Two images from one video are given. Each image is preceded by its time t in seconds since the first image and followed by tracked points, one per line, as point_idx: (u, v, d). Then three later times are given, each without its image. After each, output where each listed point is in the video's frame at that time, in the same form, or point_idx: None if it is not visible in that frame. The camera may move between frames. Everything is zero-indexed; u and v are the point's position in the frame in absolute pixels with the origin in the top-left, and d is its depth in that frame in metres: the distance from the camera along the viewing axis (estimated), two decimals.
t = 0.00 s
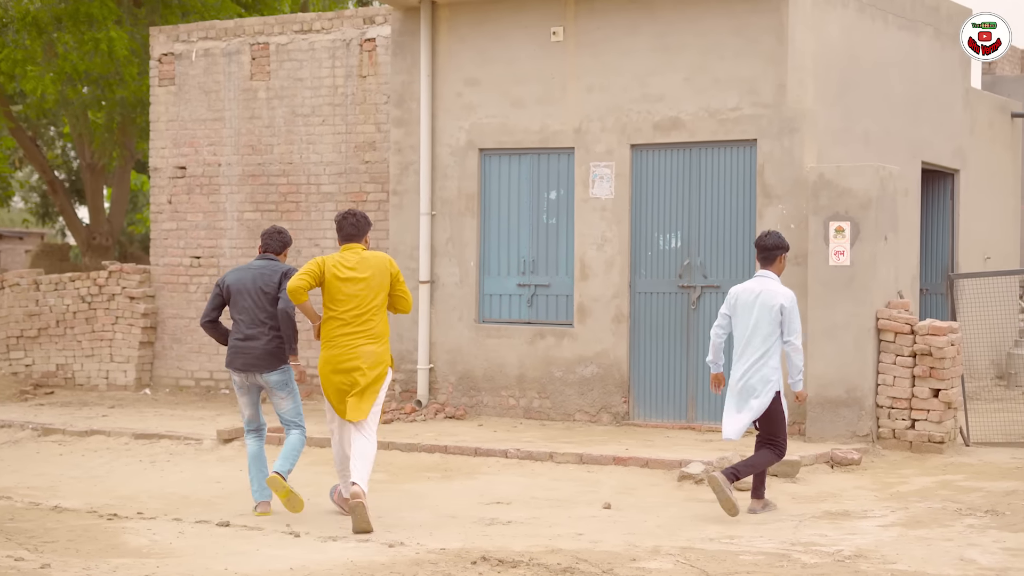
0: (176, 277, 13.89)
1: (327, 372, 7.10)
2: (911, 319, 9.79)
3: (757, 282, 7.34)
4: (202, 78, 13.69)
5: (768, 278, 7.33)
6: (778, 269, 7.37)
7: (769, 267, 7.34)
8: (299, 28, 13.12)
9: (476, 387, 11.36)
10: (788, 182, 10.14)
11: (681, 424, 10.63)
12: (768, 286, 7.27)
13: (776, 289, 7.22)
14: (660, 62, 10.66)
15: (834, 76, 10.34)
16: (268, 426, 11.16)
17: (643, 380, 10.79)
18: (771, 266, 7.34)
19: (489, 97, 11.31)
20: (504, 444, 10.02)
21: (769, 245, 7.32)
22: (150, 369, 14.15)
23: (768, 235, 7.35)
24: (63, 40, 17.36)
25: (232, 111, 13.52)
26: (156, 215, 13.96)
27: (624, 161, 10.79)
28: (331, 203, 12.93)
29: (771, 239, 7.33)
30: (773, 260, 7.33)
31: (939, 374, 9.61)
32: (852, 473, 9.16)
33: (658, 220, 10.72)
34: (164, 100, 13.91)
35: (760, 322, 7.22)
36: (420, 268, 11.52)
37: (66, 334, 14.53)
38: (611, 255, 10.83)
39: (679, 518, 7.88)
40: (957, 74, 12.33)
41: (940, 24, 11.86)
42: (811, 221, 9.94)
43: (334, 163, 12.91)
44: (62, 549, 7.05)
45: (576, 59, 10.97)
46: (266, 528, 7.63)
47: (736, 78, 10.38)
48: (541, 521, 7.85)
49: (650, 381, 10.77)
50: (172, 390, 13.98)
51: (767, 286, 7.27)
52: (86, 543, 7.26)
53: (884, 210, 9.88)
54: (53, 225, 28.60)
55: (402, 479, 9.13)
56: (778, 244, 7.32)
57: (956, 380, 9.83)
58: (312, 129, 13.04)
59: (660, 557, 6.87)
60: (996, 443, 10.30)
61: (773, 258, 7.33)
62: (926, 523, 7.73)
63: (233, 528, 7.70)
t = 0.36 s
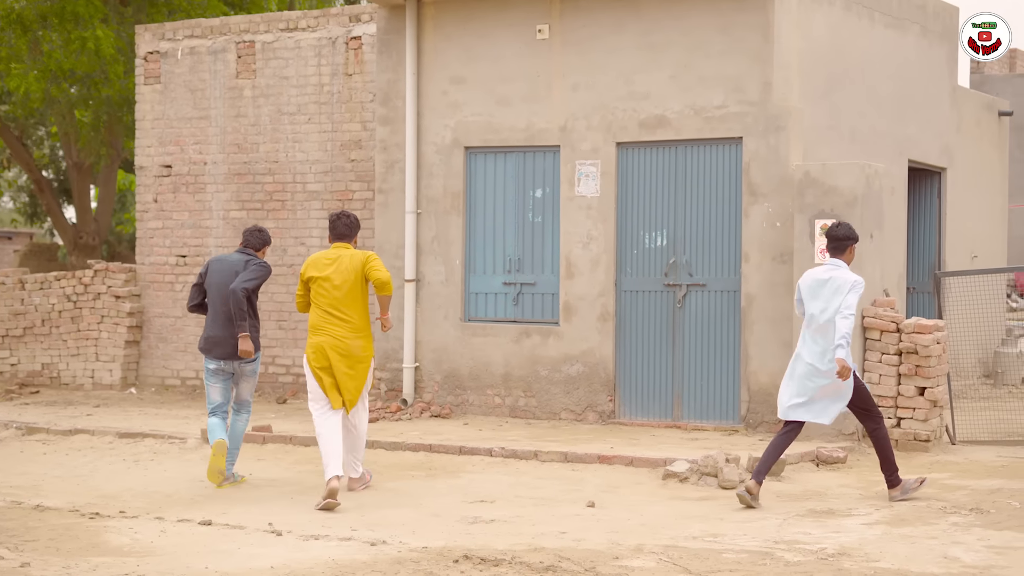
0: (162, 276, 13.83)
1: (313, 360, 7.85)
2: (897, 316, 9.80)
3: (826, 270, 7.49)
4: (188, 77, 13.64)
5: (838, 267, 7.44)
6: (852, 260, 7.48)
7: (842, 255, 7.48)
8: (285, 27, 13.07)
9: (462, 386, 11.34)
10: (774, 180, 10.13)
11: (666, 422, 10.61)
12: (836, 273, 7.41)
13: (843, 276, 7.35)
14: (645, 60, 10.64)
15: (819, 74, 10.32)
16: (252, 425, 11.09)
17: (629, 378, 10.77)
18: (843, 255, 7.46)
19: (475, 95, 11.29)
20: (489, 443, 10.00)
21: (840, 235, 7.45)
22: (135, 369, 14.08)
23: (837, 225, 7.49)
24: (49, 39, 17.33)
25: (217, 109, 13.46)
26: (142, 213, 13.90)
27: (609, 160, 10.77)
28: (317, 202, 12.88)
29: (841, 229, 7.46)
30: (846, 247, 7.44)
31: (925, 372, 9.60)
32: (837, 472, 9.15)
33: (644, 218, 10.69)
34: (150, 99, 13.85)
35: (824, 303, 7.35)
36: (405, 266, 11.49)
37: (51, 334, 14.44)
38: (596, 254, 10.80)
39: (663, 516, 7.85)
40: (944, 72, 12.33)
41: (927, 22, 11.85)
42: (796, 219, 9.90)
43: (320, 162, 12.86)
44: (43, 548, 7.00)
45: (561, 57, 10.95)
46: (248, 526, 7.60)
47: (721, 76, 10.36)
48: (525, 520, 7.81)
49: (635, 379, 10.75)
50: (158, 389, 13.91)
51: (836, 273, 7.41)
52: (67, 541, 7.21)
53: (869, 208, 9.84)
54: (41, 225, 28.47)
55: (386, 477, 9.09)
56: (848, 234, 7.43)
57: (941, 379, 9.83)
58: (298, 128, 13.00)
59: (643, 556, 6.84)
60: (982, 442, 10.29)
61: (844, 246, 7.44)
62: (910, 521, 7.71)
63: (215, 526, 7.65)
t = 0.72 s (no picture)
0: (155, 274, 13.79)
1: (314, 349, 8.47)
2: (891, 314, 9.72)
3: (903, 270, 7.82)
4: (180, 74, 13.59)
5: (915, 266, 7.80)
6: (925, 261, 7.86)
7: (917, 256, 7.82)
8: (277, 24, 13.03)
9: (455, 384, 11.30)
10: (767, 178, 10.10)
11: (659, 421, 10.58)
12: (915, 273, 7.74)
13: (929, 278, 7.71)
14: (638, 57, 10.61)
15: (813, 71, 10.29)
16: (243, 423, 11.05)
17: (621, 376, 10.74)
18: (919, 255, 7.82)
19: (467, 92, 11.25)
20: (481, 442, 9.96)
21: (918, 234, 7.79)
22: (128, 367, 14.03)
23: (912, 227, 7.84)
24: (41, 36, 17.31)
25: (210, 107, 13.42)
26: (134, 211, 13.86)
27: (602, 157, 10.73)
28: (310, 200, 12.84)
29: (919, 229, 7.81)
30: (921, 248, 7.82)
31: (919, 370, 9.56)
32: (830, 471, 9.11)
33: (637, 216, 10.66)
34: (143, 96, 13.81)
35: (913, 306, 7.66)
36: (398, 264, 11.46)
37: (43, 332, 14.39)
38: (589, 251, 10.77)
39: (653, 515, 7.82)
40: (939, 69, 12.30)
41: (921, 20, 11.82)
42: (789, 217, 9.86)
43: (313, 160, 12.82)
44: (30, 547, 6.96)
45: (554, 54, 10.91)
46: (237, 525, 7.56)
47: (714, 73, 10.33)
48: (516, 518, 7.78)
49: (628, 377, 10.72)
50: (151, 388, 13.86)
51: (916, 274, 7.74)
52: (55, 540, 7.17)
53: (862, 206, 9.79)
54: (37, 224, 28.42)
55: (377, 476, 9.05)
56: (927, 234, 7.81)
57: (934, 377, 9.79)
58: (291, 125, 12.95)
59: (633, 555, 6.80)
60: (976, 441, 10.26)
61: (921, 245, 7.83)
62: (902, 520, 7.68)
63: (205, 525, 7.61)
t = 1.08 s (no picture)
0: (149, 271, 13.76)
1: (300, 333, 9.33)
2: (884, 312, 9.66)
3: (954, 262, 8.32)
4: (174, 71, 13.56)
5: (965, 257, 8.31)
6: (974, 250, 8.39)
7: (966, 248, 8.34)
8: (271, 21, 13.01)
9: (448, 381, 11.28)
10: (760, 174, 10.08)
11: (653, 418, 10.56)
12: (964, 264, 8.23)
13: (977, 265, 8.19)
14: (632, 54, 10.58)
15: (807, 68, 10.27)
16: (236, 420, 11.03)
17: (615, 373, 10.72)
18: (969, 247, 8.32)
19: (461, 89, 11.23)
20: (474, 439, 9.94)
21: (965, 227, 8.33)
22: (122, 364, 14.00)
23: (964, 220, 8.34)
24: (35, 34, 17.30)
25: (204, 104, 13.39)
26: (128, 208, 13.83)
27: (596, 154, 10.71)
28: (304, 197, 12.82)
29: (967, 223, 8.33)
30: (970, 240, 8.31)
31: (913, 368, 9.52)
32: (823, 468, 9.09)
33: (631, 212, 10.64)
34: (137, 93, 13.78)
35: (964, 297, 8.17)
36: (391, 261, 11.43)
37: (37, 329, 14.37)
38: (583, 248, 10.75)
39: (645, 511, 7.80)
40: (934, 66, 12.28)
41: (916, 17, 11.80)
42: (783, 213, 9.83)
43: (307, 157, 12.80)
44: (20, 543, 6.93)
45: (548, 51, 10.89)
46: (228, 522, 7.54)
47: (708, 69, 10.31)
48: (507, 515, 7.76)
49: (621, 374, 10.70)
50: (144, 385, 13.83)
51: (965, 263, 8.24)
52: (44, 536, 7.14)
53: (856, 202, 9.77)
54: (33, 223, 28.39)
55: (370, 472, 9.03)
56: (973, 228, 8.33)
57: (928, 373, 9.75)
58: (285, 122, 12.93)
59: (624, 551, 6.78)
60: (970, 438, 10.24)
61: (970, 238, 8.32)
62: (895, 516, 7.66)
63: (195, 521, 7.58)
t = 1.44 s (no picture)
0: (142, 270, 13.73)
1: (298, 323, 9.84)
2: (878, 311, 9.61)
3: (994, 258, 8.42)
4: (168, 70, 13.53)
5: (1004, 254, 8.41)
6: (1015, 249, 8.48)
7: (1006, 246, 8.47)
8: (265, 19, 12.98)
9: (441, 380, 11.26)
10: (754, 172, 10.06)
11: (647, 417, 10.54)
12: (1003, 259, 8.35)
13: (1010, 261, 8.28)
14: (625, 52, 10.56)
15: (800, 66, 10.25)
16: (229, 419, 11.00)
17: (609, 371, 10.69)
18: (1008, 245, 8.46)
19: (454, 87, 11.21)
20: (467, 438, 9.91)
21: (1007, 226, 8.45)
22: (115, 364, 13.97)
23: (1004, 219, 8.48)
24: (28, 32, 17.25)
25: (197, 102, 13.36)
26: (121, 207, 13.80)
27: (589, 152, 10.69)
28: (297, 195, 12.79)
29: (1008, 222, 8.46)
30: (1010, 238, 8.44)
31: (906, 367, 9.49)
32: (817, 467, 9.07)
33: (624, 211, 10.62)
34: (130, 92, 13.74)
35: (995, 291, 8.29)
36: (385, 260, 11.41)
37: (30, 328, 14.33)
38: (576, 246, 10.72)
39: (636, 510, 7.77)
40: (928, 65, 12.27)
41: (910, 15, 11.79)
42: (777, 212, 9.80)
43: (300, 155, 12.77)
44: (9, 542, 6.90)
45: (541, 49, 10.87)
46: (218, 521, 7.51)
47: (702, 67, 10.29)
48: (498, 514, 7.73)
49: (615, 373, 10.68)
50: (138, 385, 13.80)
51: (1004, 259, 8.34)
52: (33, 535, 7.12)
53: (850, 201, 9.75)
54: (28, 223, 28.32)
55: (362, 471, 9.00)
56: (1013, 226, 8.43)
57: (922, 372, 9.72)
58: (278, 121, 12.90)
59: (615, 550, 6.76)
60: (964, 437, 10.22)
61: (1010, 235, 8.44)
62: (887, 515, 7.64)
63: (185, 520, 7.55)
